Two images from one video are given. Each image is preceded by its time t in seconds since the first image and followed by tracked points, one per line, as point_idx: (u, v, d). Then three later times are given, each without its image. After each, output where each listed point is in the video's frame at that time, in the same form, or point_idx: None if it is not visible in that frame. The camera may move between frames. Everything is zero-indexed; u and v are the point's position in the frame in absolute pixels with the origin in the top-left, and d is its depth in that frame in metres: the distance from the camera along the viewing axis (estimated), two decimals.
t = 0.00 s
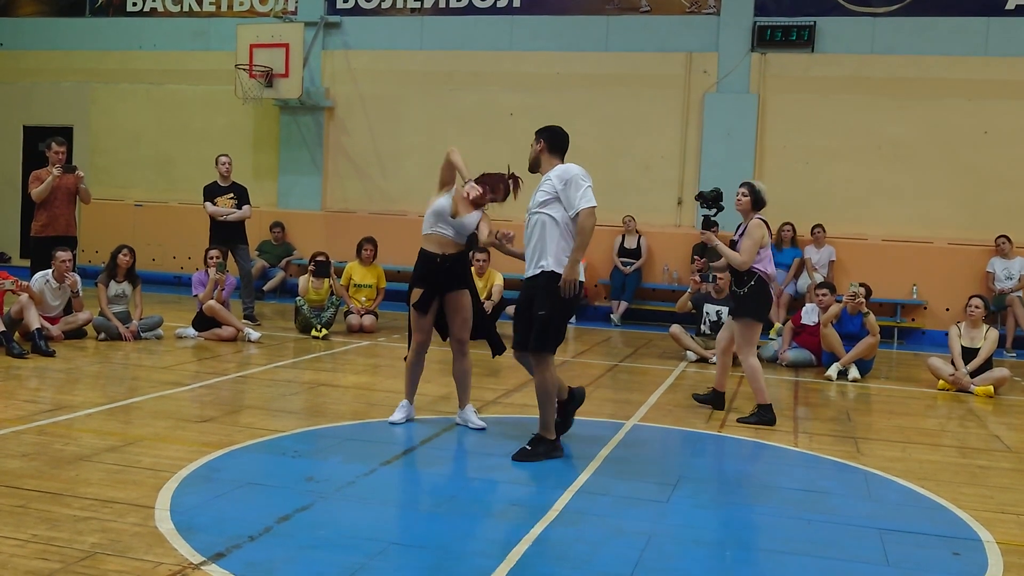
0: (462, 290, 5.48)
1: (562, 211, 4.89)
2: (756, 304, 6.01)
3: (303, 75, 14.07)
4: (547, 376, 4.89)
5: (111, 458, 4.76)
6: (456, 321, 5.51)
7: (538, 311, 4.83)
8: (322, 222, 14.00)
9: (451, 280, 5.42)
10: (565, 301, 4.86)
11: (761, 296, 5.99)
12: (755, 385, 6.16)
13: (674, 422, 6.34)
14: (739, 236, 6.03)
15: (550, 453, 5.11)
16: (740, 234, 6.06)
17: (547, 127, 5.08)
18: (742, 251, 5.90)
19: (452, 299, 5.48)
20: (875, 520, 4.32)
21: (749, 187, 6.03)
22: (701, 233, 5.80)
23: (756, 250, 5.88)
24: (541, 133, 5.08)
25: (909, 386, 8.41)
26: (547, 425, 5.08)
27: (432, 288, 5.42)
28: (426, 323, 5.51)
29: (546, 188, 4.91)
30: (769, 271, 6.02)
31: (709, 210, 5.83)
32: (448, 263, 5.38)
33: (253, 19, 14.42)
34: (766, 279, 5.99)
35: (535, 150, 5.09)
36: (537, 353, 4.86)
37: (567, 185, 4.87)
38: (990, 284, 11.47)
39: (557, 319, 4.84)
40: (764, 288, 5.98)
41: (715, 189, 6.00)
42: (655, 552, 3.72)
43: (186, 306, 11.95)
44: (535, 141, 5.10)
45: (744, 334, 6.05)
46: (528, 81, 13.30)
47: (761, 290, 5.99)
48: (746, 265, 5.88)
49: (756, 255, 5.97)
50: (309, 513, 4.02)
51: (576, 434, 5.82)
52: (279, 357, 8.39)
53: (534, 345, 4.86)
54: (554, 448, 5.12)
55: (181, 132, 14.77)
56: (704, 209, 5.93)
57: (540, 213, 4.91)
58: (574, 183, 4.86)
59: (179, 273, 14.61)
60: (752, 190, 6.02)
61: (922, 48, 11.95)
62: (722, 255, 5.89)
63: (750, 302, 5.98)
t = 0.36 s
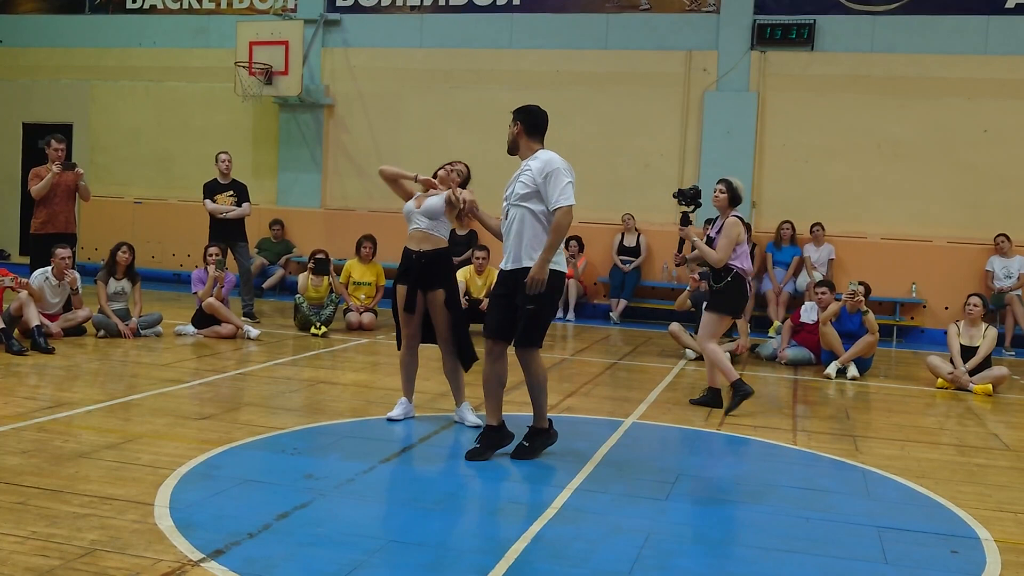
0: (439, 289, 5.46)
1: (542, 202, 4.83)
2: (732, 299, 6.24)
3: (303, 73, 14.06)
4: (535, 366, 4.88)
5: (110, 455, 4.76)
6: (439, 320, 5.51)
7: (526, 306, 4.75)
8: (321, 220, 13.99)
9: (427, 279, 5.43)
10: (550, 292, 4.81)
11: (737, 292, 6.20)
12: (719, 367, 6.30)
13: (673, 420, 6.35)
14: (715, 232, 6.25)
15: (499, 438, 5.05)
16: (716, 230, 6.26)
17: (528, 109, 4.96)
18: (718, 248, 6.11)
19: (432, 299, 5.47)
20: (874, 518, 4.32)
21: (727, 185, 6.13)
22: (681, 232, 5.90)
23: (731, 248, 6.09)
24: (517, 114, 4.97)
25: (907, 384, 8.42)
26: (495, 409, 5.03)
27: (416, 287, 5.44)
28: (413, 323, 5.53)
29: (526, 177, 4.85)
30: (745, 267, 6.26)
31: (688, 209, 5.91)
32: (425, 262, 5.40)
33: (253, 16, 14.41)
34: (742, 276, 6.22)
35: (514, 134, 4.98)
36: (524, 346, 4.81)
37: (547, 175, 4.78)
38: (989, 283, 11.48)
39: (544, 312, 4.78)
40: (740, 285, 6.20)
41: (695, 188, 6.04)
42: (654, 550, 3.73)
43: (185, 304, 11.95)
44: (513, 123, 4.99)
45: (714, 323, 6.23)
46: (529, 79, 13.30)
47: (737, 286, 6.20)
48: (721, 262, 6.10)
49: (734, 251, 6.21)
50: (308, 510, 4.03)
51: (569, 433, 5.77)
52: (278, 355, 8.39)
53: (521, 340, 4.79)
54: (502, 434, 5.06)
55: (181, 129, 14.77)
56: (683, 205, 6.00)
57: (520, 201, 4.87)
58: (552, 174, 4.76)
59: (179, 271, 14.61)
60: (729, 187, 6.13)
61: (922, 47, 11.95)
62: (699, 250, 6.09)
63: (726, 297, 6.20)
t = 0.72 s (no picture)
0: (444, 289, 5.43)
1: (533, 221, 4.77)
2: (711, 298, 6.46)
3: (304, 71, 14.07)
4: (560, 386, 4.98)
5: (111, 453, 4.77)
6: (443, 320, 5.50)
7: (539, 331, 4.82)
8: (322, 218, 13.99)
9: (431, 280, 5.42)
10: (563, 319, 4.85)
11: (715, 290, 6.43)
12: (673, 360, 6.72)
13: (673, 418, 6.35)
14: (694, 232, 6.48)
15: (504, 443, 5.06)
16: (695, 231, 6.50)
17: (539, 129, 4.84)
18: (695, 247, 6.33)
19: (438, 299, 5.45)
20: (874, 516, 4.33)
21: (703, 186, 6.38)
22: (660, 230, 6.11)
23: (708, 247, 6.32)
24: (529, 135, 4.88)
25: (907, 383, 8.43)
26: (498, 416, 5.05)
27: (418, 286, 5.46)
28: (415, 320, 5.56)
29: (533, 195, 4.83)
30: (723, 265, 6.46)
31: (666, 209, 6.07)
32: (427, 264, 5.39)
33: (253, 15, 14.40)
34: (720, 273, 6.42)
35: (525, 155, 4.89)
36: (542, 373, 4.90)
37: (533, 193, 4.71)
38: (990, 281, 11.48)
39: (559, 338, 4.86)
40: (718, 282, 6.42)
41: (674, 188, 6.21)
42: (654, 548, 3.74)
43: (186, 303, 11.96)
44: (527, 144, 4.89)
45: (689, 321, 6.49)
46: (530, 78, 13.30)
47: (715, 283, 6.42)
48: (699, 262, 6.30)
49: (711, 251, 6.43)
50: (308, 508, 4.03)
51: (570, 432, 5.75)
52: (279, 353, 8.39)
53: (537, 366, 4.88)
54: (507, 442, 5.06)
55: (181, 127, 14.78)
56: (663, 205, 6.17)
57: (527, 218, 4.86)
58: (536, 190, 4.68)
59: (179, 269, 14.63)
60: (705, 188, 6.38)
61: (922, 46, 11.95)
62: (677, 250, 6.31)
63: (705, 296, 6.43)
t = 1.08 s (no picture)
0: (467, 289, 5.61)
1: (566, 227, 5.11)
2: (677, 294, 6.58)
3: (304, 70, 14.06)
4: (579, 381, 5.22)
5: (111, 451, 4.78)
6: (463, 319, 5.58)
7: (569, 322, 5.14)
8: (322, 218, 14.01)
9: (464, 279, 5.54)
10: (594, 315, 5.16)
11: (680, 286, 6.55)
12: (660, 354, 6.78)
13: (673, 417, 6.35)
14: (662, 231, 6.51)
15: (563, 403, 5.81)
16: (663, 229, 6.54)
17: (552, 139, 5.17)
18: (666, 246, 6.34)
19: (463, 298, 5.57)
20: (874, 515, 4.33)
21: (673, 184, 6.39)
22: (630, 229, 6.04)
23: (679, 246, 6.35)
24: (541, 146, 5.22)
25: (907, 382, 8.43)
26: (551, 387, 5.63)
27: (452, 287, 5.51)
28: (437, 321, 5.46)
29: (560, 208, 5.15)
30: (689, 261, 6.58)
31: (643, 208, 5.99)
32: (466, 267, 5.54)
33: (253, 14, 14.40)
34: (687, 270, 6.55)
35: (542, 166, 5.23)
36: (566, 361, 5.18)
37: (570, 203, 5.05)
38: (990, 281, 11.49)
39: (588, 329, 5.15)
40: (685, 278, 6.53)
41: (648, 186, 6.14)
42: (654, 546, 3.74)
43: (186, 302, 11.96)
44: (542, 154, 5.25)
45: (657, 317, 6.65)
46: (530, 77, 13.29)
47: (682, 280, 6.54)
48: (668, 261, 6.28)
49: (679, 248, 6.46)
50: (309, 507, 4.03)
51: (569, 429, 5.81)
52: (279, 352, 8.39)
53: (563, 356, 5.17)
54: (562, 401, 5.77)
55: (181, 126, 14.77)
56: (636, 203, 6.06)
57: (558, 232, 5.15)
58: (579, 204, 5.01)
59: (179, 269, 14.63)
60: (675, 186, 6.38)
61: (921, 45, 11.95)
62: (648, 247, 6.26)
63: (670, 292, 6.55)
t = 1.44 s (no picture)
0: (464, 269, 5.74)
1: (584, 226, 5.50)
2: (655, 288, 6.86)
3: (303, 69, 14.06)
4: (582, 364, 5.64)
5: (111, 451, 4.78)
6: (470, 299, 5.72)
7: (576, 310, 5.52)
8: (321, 217, 14.01)
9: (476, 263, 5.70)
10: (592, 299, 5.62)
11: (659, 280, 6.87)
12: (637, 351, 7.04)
13: (673, 416, 6.35)
14: (639, 225, 6.83)
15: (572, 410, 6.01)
16: (638, 224, 6.88)
17: (572, 136, 5.45)
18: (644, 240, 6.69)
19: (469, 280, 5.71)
20: (874, 514, 4.33)
21: (648, 181, 6.80)
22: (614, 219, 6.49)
23: (657, 239, 6.70)
24: (559, 143, 5.44)
25: (907, 381, 8.44)
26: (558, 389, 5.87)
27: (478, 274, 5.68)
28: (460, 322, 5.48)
29: (576, 204, 5.47)
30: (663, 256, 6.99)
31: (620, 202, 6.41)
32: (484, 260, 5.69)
33: (252, 13, 14.40)
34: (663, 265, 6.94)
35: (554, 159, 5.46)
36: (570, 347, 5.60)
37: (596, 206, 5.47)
38: (989, 280, 11.50)
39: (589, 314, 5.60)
40: (662, 272, 6.91)
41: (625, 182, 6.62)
42: (655, 545, 3.74)
43: (185, 301, 11.95)
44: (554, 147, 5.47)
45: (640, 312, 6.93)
46: (529, 76, 13.29)
47: (661, 274, 6.91)
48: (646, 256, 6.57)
49: (656, 243, 6.81)
50: (309, 506, 4.03)
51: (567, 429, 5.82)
52: (279, 352, 8.39)
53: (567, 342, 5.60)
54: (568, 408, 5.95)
55: (180, 126, 14.77)
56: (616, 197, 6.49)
57: (570, 225, 5.49)
58: (605, 206, 5.46)
59: (178, 268, 14.62)
60: (650, 183, 6.80)
61: (921, 44, 11.96)
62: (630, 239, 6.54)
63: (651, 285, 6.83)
